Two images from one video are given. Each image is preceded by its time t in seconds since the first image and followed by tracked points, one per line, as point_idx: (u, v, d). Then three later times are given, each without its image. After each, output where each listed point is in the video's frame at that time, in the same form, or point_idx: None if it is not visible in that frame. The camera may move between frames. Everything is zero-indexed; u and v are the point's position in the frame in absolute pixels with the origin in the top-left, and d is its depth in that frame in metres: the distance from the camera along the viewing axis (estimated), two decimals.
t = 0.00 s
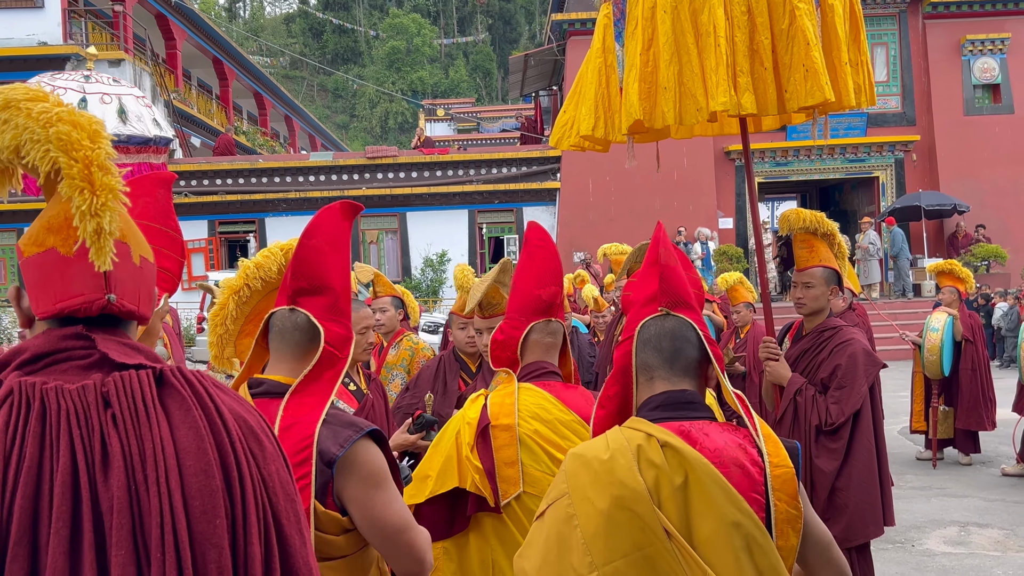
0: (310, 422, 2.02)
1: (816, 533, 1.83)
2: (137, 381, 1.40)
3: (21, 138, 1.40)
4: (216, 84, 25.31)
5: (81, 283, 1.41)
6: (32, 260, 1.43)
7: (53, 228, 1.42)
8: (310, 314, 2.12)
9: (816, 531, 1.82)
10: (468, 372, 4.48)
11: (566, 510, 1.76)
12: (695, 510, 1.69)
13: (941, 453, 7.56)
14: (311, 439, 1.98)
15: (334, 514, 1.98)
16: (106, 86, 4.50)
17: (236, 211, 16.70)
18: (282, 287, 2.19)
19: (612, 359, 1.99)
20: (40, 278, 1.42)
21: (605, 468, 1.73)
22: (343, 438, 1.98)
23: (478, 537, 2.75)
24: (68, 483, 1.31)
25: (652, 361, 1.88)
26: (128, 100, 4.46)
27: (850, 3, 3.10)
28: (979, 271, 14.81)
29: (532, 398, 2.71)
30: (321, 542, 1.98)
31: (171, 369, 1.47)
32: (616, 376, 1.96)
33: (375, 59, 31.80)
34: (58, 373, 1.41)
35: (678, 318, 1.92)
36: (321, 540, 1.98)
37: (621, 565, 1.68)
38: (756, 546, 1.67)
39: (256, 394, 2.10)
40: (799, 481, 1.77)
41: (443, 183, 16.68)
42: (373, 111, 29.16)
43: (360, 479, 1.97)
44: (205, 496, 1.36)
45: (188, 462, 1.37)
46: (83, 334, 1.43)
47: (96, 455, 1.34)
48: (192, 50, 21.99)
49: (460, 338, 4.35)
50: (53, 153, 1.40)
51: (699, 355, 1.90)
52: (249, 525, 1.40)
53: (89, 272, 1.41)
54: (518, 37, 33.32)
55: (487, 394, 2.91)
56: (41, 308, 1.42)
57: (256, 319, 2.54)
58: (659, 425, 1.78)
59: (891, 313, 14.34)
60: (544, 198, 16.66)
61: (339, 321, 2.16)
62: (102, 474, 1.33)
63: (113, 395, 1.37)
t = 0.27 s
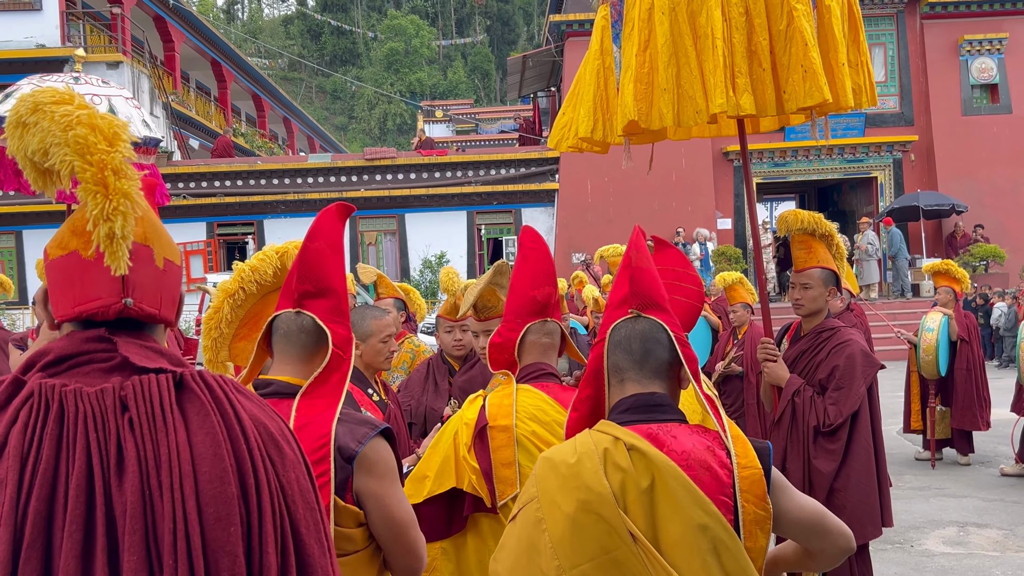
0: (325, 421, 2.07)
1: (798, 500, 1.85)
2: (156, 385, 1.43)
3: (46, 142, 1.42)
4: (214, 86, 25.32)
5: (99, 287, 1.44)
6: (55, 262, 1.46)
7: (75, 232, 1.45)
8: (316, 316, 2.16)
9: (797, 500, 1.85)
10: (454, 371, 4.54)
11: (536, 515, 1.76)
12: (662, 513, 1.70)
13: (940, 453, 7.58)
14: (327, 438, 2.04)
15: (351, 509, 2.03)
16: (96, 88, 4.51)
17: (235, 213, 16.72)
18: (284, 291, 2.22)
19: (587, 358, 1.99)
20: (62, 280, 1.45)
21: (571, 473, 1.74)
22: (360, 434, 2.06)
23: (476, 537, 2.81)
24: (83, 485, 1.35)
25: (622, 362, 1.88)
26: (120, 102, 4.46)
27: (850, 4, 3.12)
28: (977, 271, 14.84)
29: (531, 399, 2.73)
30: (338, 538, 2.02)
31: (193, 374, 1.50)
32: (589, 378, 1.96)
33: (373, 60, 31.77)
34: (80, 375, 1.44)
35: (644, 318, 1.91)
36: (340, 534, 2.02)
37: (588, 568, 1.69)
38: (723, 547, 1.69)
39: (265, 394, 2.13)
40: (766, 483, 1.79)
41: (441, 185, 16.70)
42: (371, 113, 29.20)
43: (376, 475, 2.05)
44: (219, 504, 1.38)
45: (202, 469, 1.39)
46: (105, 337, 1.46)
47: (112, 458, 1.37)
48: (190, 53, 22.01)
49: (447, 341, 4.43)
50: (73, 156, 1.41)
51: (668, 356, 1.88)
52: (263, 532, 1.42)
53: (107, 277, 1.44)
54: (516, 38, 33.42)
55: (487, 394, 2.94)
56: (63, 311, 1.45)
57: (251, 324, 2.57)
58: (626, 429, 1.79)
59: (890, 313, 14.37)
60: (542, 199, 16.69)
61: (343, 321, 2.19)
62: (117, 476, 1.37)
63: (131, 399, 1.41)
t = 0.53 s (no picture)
0: (331, 422, 2.06)
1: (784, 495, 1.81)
2: (155, 391, 1.40)
3: (44, 148, 1.40)
4: (215, 89, 25.35)
5: (97, 293, 1.41)
6: (54, 269, 1.44)
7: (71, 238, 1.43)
8: (316, 321, 2.12)
9: (786, 493, 1.81)
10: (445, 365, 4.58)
11: (512, 521, 1.73)
12: (636, 517, 1.68)
13: (942, 454, 7.55)
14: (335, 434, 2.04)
15: (358, 506, 2.03)
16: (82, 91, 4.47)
17: (236, 216, 16.71)
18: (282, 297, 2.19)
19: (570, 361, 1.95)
20: (60, 287, 1.43)
21: (547, 479, 1.71)
22: (367, 432, 2.04)
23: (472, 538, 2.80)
24: (81, 494, 1.33)
25: (601, 367, 1.85)
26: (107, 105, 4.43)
27: (851, 5, 3.11)
28: (979, 272, 14.80)
29: (532, 400, 2.70)
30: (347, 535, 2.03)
31: (196, 378, 1.47)
32: (570, 382, 1.94)
33: (374, 63, 31.76)
34: (78, 382, 1.42)
35: (622, 322, 1.89)
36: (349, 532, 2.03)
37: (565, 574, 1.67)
38: (699, 551, 1.66)
39: (270, 395, 2.10)
40: (742, 485, 1.75)
41: (442, 187, 16.70)
42: (372, 116, 29.25)
43: (383, 475, 2.03)
44: (220, 510, 1.35)
45: (202, 476, 1.36)
46: (104, 343, 1.43)
47: (108, 466, 1.35)
48: (191, 56, 22.03)
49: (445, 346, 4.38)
50: (69, 161, 1.39)
51: (647, 358, 1.85)
52: (265, 537, 1.39)
53: (103, 284, 1.41)
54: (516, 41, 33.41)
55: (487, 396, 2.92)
56: (61, 318, 1.43)
57: (251, 329, 2.55)
58: (603, 433, 1.76)
59: (892, 314, 14.33)
60: (543, 201, 16.68)
61: (343, 324, 2.17)
62: (114, 485, 1.34)
63: (129, 406, 1.38)
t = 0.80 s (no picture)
0: (332, 420, 2.07)
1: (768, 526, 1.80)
2: (112, 400, 1.36)
3: None
4: (218, 93, 25.41)
5: (49, 304, 1.39)
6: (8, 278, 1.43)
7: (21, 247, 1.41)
8: (316, 327, 2.15)
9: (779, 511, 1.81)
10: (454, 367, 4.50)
11: (511, 525, 1.74)
12: (632, 522, 1.68)
13: (946, 454, 7.53)
14: (338, 432, 2.05)
15: (357, 505, 2.04)
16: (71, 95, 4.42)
17: (239, 220, 16.73)
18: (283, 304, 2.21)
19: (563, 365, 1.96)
20: (15, 297, 1.42)
21: (542, 483, 1.71)
22: (367, 432, 2.06)
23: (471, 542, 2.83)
24: (39, 509, 1.31)
25: (595, 372, 1.85)
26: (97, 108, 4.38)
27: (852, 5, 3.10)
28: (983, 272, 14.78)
29: (529, 404, 2.70)
30: (347, 533, 2.07)
31: (158, 386, 1.43)
32: (564, 385, 1.95)
33: (377, 66, 31.77)
34: (39, 394, 1.39)
35: (611, 325, 1.90)
36: (349, 531, 2.08)
37: None
38: (695, 555, 1.66)
39: (272, 398, 2.11)
40: (738, 488, 1.74)
41: (445, 190, 16.71)
42: (374, 119, 29.33)
43: (384, 474, 2.03)
44: (182, 519, 1.30)
45: (162, 484, 1.32)
46: (60, 353, 1.40)
47: (66, 479, 1.32)
48: (194, 60, 22.08)
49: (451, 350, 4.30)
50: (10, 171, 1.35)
51: (638, 361, 1.85)
52: (232, 543, 1.34)
53: (56, 295, 1.38)
54: (518, 43, 33.35)
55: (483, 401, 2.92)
56: (17, 330, 1.41)
57: (253, 332, 2.56)
58: (599, 437, 1.76)
59: (895, 314, 14.33)
60: (546, 204, 16.72)
61: (342, 328, 2.19)
62: (73, 498, 1.32)
63: (85, 416, 1.34)
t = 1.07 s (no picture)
0: (361, 421, 2.08)
1: None
2: (61, 405, 1.36)
3: None
4: (222, 97, 25.45)
5: None
6: None
7: None
8: (339, 331, 2.11)
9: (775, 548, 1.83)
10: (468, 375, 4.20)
11: (513, 525, 1.72)
12: (632, 527, 1.68)
13: (951, 455, 7.52)
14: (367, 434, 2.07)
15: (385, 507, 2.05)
16: (65, 100, 4.46)
17: (243, 223, 16.75)
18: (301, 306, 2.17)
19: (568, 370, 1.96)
20: None
21: (545, 484, 1.71)
22: (396, 434, 2.10)
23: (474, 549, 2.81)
24: None
25: (603, 377, 1.84)
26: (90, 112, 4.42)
27: (856, 5, 3.09)
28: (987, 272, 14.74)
29: (529, 411, 2.71)
30: (374, 537, 2.04)
31: (105, 388, 1.43)
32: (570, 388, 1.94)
33: (380, 69, 31.78)
34: None
35: (622, 329, 1.87)
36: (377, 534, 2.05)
37: None
38: (693, 562, 1.66)
39: (298, 400, 2.12)
40: (740, 499, 1.76)
41: (448, 192, 16.72)
42: (378, 122, 29.37)
43: (407, 479, 2.07)
44: (140, 519, 1.31)
45: (118, 485, 1.33)
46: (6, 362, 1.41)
47: (17, 487, 1.32)
48: (197, 64, 22.12)
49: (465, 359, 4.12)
50: None
51: (644, 367, 1.83)
52: (192, 540, 1.35)
53: None
54: (521, 45, 33.32)
55: (485, 406, 2.92)
56: None
57: (264, 330, 2.58)
58: (603, 440, 1.77)
59: (899, 315, 14.31)
60: (549, 206, 16.74)
61: (365, 330, 2.15)
62: (24, 506, 1.31)
63: (34, 423, 1.34)
